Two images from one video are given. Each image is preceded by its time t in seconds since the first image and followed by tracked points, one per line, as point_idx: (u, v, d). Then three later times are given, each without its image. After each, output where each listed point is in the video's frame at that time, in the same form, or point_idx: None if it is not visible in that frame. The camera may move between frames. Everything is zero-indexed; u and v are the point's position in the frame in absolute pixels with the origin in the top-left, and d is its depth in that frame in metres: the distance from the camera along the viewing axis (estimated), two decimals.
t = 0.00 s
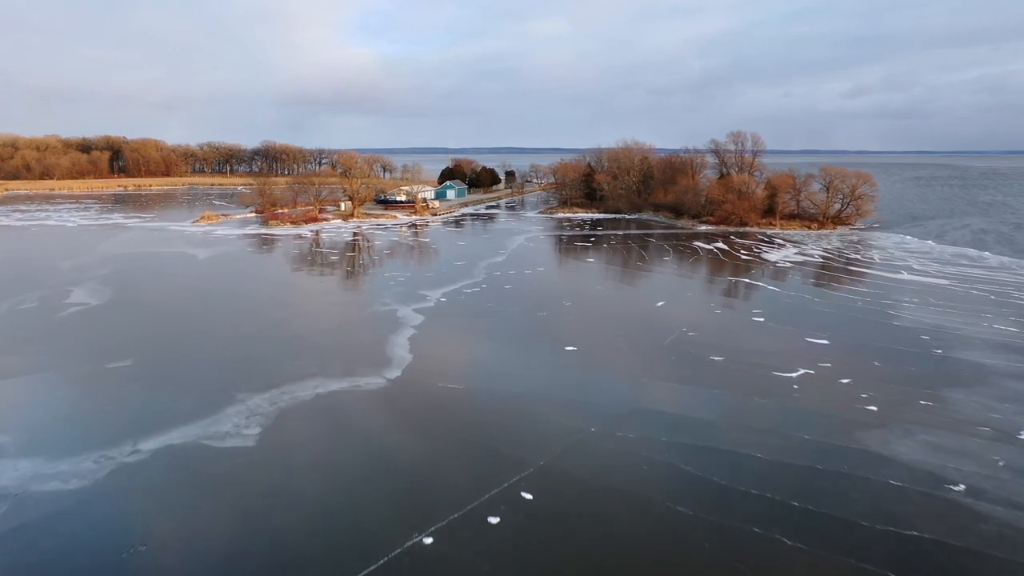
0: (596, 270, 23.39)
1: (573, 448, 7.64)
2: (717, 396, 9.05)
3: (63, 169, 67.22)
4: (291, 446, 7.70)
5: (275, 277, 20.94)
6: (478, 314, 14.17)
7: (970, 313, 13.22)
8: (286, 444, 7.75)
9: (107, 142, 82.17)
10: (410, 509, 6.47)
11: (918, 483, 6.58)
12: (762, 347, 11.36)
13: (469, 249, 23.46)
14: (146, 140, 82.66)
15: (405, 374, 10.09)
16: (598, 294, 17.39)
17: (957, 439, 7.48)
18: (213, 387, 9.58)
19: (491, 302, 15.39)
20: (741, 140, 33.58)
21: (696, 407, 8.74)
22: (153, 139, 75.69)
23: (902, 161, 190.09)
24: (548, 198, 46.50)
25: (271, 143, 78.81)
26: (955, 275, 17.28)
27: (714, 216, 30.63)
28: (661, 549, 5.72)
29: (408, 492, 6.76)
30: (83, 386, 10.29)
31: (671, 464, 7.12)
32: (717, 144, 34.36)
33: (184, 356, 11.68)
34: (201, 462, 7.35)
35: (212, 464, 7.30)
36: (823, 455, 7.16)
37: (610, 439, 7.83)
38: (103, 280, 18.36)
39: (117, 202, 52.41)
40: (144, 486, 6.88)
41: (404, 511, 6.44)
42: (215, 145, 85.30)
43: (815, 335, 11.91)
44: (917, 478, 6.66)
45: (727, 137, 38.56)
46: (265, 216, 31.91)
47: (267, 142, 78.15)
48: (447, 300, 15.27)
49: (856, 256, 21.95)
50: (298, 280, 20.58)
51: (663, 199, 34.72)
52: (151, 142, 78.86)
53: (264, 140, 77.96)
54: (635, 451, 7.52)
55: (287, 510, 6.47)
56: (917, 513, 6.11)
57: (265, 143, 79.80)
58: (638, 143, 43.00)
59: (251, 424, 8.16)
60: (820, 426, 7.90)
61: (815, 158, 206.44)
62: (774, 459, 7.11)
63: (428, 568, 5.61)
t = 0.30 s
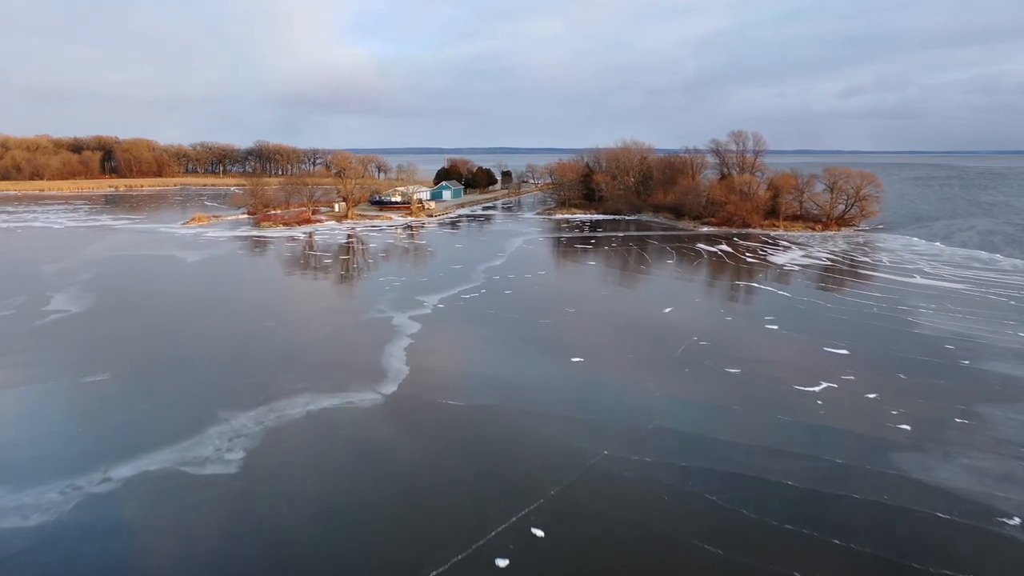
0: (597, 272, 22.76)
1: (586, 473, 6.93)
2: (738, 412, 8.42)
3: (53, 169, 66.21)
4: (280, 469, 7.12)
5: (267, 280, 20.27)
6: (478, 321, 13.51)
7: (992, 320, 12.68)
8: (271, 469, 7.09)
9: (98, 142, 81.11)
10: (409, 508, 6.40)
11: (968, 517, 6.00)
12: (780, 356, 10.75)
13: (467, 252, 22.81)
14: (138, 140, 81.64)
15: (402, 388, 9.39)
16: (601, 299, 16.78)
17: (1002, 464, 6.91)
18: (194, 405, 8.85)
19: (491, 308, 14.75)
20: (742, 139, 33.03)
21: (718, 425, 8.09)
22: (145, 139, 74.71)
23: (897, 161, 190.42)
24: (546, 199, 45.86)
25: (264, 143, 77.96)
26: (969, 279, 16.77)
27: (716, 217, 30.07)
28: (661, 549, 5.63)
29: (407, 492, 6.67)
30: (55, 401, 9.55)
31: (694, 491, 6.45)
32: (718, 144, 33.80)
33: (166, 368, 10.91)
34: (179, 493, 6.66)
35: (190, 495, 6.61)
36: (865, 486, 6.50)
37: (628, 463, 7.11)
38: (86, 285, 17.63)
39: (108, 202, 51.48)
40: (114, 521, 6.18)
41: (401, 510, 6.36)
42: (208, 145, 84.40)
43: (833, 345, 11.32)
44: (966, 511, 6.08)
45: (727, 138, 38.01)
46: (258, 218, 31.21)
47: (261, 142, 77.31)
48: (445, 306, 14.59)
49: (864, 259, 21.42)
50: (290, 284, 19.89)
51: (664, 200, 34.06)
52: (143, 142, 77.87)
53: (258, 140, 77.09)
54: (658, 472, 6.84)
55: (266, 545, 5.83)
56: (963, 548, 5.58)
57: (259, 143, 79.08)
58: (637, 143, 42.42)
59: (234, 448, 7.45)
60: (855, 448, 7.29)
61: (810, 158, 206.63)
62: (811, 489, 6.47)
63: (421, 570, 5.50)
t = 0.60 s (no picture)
0: (599, 275, 22.13)
1: (600, 499, 6.32)
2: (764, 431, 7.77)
3: (45, 169, 65.33)
4: (267, 496, 6.49)
5: (258, 284, 19.58)
6: (478, 327, 12.88)
7: (1017, 327, 12.13)
8: (256, 499, 6.44)
9: (90, 142, 80.20)
10: (408, 508, 6.27)
11: None
12: (800, 367, 10.14)
13: (465, 254, 22.15)
14: (130, 140, 80.73)
15: (400, 405, 8.71)
16: (605, 304, 16.16)
17: None
18: (175, 425, 8.16)
19: (491, 314, 14.11)
20: (744, 139, 32.45)
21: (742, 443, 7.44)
22: (138, 139, 73.93)
23: (893, 161, 190.64)
24: (544, 199, 45.23)
25: (259, 143, 77.26)
26: (986, 284, 16.24)
27: (718, 218, 29.50)
28: (661, 547, 5.55)
29: (407, 492, 6.53)
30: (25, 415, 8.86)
31: (726, 527, 5.82)
32: (720, 143, 33.21)
33: (147, 380, 10.18)
34: (152, 527, 5.99)
35: (164, 530, 5.94)
36: (914, 522, 5.88)
37: (647, 489, 6.46)
38: (69, 290, 16.92)
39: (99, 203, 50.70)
40: (75, 563, 5.52)
41: (400, 510, 6.23)
42: (202, 146, 83.53)
43: (855, 355, 10.74)
44: None
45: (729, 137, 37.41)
46: (250, 219, 30.50)
47: (255, 142, 76.54)
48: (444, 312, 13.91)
49: (873, 262, 20.87)
50: (283, 287, 19.20)
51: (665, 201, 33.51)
52: (136, 142, 77.07)
53: (252, 140, 76.31)
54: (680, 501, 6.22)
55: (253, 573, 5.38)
56: None
57: (253, 143, 78.32)
58: (636, 143, 41.82)
59: (215, 476, 6.78)
60: (894, 474, 6.69)
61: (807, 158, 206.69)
62: (851, 523, 5.85)
63: (425, 568, 5.41)
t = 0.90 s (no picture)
0: (603, 278, 21.48)
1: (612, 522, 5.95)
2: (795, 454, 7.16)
3: (37, 169, 64.45)
4: (264, 497, 6.43)
5: (250, 287, 18.93)
6: (481, 336, 12.24)
7: None
8: (237, 538, 5.80)
9: (84, 142, 79.27)
10: (406, 507, 6.29)
11: None
12: (825, 379, 9.55)
13: (464, 257, 21.48)
14: (124, 140, 79.81)
15: (399, 424, 8.05)
16: (612, 309, 15.54)
17: None
18: (152, 449, 7.49)
19: (493, 321, 13.45)
20: (748, 139, 31.84)
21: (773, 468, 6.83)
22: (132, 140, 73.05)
23: (891, 160, 190.48)
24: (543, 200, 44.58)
25: (254, 143, 76.48)
26: (1005, 288, 15.71)
27: (722, 219, 28.91)
28: (663, 546, 5.57)
29: (404, 491, 6.55)
30: None
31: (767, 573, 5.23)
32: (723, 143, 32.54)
33: (127, 394, 9.51)
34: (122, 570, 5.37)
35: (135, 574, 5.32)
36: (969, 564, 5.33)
37: (671, 525, 5.86)
38: (52, 296, 16.24)
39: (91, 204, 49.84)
40: None
41: (398, 509, 6.25)
42: (197, 146, 82.70)
43: (881, 366, 10.14)
44: None
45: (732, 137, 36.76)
46: (244, 221, 29.82)
47: (251, 143, 75.75)
48: (443, 320, 13.23)
49: (885, 264, 20.32)
50: (276, 291, 18.53)
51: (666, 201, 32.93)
52: (130, 142, 76.17)
53: (248, 140, 75.52)
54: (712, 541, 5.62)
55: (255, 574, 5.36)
56: None
57: (248, 143, 77.53)
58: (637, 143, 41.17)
59: (194, 509, 6.15)
60: (942, 505, 6.12)
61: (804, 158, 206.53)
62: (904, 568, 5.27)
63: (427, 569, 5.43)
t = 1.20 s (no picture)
0: (609, 282, 20.85)
1: (632, 565, 5.49)
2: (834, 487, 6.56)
3: (33, 169, 63.79)
4: (259, 492, 6.44)
5: (244, 291, 18.29)
6: (485, 345, 11.62)
7: None
8: (228, 557, 5.49)
9: (81, 142, 78.58)
10: (403, 503, 6.34)
11: None
12: (856, 397, 8.94)
13: (466, 260, 20.84)
14: (122, 140, 79.13)
15: (399, 448, 7.41)
16: (621, 316, 14.89)
17: None
18: (128, 477, 6.85)
19: (498, 329, 12.82)
20: (755, 138, 31.19)
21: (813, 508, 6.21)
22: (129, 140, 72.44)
23: (892, 160, 190.01)
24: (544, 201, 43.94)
25: (252, 144, 75.87)
26: None
27: (729, 221, 28.28)
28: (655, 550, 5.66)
29: (399, 487, 6.60)
30: None
31: None
32: (729, 142, 31.91)
33: (107, 411, 8.86)
34: None
35: None
36: None
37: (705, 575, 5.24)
38: (37, 303, 15.62)
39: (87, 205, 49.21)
40: None
41: (395, 506, 6.29)
42: (195, 146, 82.02)
43: (914, 381, 9.54)
44: None
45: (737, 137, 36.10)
46: (240, 222, 29.17)
47: (249, 142, 75.06)
48: (444, 328, 12.59)
49: (901, 268, 19.71)
50: (270, 295, 17.88)
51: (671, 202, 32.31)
52: (128, 142, 75.54)
53: (246, 141, 74.85)
54: None
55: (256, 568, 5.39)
56: None
57: (246, 143, 76.83)
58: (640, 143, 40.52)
59: (169, 551, 5.53)
60: (1002, 550, 5.57)
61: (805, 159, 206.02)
62: None
63: (425, 566, 5.47)
